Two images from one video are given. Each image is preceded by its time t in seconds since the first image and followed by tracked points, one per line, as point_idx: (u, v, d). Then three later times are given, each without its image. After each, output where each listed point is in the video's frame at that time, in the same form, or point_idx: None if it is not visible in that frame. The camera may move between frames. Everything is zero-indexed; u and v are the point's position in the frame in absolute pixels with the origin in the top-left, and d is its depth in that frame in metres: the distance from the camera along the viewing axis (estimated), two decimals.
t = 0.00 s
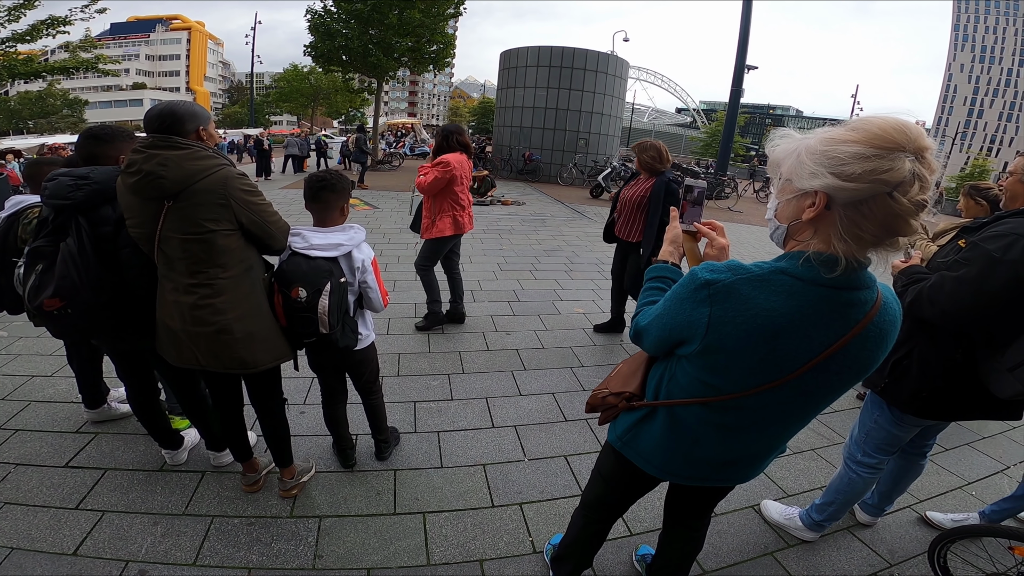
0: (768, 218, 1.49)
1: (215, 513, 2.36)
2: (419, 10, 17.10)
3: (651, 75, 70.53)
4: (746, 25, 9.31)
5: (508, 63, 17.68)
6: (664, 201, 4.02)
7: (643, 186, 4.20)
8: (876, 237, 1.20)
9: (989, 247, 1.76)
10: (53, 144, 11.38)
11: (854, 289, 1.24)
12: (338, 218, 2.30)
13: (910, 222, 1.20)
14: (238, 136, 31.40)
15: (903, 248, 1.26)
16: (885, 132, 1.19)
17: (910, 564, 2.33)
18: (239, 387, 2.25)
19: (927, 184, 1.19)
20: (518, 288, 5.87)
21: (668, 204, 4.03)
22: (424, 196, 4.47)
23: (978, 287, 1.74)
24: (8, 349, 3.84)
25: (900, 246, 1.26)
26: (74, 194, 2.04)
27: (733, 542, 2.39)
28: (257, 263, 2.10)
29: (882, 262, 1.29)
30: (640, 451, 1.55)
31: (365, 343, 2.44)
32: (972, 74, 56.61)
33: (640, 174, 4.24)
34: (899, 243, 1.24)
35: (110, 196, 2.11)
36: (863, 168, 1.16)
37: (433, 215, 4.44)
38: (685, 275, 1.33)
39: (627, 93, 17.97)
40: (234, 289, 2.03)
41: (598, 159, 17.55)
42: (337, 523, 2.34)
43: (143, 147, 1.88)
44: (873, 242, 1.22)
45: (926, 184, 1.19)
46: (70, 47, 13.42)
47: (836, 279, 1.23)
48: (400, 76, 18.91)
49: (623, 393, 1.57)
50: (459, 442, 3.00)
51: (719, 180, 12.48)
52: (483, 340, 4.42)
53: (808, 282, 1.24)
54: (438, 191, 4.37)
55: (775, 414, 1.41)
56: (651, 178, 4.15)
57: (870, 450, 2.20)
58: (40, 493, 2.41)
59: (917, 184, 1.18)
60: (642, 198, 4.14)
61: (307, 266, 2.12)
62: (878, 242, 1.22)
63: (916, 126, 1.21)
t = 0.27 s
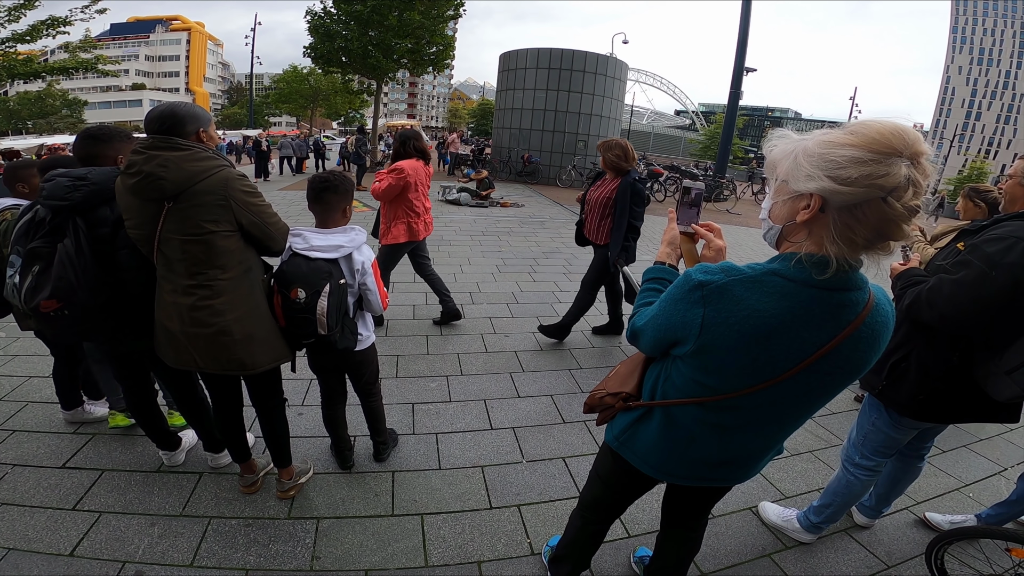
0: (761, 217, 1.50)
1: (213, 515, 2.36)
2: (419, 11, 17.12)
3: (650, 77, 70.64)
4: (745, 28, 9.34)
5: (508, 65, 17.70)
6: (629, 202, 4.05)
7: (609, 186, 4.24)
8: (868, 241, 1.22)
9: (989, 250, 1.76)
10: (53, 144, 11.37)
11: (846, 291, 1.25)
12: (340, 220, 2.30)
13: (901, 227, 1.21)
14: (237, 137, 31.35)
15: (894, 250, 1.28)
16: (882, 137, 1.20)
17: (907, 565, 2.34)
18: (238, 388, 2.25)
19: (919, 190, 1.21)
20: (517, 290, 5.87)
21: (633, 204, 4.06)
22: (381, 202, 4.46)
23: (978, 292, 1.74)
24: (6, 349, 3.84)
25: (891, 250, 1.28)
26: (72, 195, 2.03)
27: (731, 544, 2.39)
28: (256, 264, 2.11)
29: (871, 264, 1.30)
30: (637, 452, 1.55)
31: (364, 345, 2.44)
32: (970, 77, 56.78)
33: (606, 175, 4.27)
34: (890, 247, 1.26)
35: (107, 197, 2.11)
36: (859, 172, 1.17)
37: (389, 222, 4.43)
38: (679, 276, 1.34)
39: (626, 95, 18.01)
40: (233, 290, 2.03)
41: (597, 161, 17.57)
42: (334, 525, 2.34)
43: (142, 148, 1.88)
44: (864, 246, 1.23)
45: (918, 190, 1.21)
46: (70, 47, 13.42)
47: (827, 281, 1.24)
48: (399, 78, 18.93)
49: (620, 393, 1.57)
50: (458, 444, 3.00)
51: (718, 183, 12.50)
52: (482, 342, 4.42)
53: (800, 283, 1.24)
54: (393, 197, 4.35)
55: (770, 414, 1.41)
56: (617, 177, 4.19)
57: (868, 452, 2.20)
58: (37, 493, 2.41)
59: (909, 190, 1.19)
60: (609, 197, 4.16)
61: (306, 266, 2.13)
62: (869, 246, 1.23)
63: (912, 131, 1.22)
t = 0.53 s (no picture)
0: (760, 219, 1.50)
1: (212, 515, 2.35)
2: (419, 12, 17.14)
3: (650, 78, 70.69)
4: (745, 29, 9.36)
5: (508, 66, 17.72)
6: (585, 204, 4.01)
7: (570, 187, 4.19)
8: (866, 241, 1.22)
9: (990, 251, 1.76)
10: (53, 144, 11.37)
11: (845, 291, 1.25)
12: (348, 222, 2.30)
13: (900, 226, 1.21)
14: (237, 137, 31.33)
15: (892, 250, 1.28)
16: (879, 138, 1.20)
17: (906, 566, 2.34)
18: (238, 388, 2.25)
19: (916, 190, 1.21)
20: (516, 291, 5.87)
21: (589, 206, 4.01)
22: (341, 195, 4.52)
23: (978, 294, 1.74)
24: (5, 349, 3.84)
25: (890, 250, 1.28)
26: (74, 196, 2.02)
27: (730, 545, 2.39)
28: (257, 265, 2.11)
29: (870, 265, 1.30)
30: (636, 451, 1.55)
31: (365, 346, 2.45)
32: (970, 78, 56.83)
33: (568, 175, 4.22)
34: (888, 247, 1.26)
35: (110, 198, 2.10)
36: (857, 172, 1.17)
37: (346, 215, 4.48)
38: (679, 276, 1.34)
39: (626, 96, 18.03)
40: (234, 291, 2.03)
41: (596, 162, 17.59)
42: (334, 525, 2.34)
43: (144, 149, 1.88)
44: (863, 246, 1.23)
45: (915, 190, 1.22)
46: (70, 47, 13.44)
47: (826, 281, 1.24)
48: (400, 78, 18.94)
49: (620, 392, 1.57)
50: (457, 444, 3.00)
51: (717, 184, 12.52)
52: (482, 342, 4.42)
53: (800, 283, 1.24)
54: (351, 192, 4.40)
55: (769, 414, 1.41)
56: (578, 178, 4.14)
57: (867, 453, 2.20)
58: (36, 494, 2.41)
59: (906, 189, 1.20)
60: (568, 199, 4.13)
61: (311, 273, 2.12)
62: (867, 246, 1.23)
63: (909, 131, 1.23)
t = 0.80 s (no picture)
0: (760, 220, 1.50)
1: (212, 513, 2.36)
2: (422, 12, 17.16)
3: (653, 80, 70.68)
4: (748, 31, 9.35)
5: (511, 67, 17.73)
6: (544, 200, 4.05)
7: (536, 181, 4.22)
8: (866, 242, 1.22)
9: (992, 255, 1.76)
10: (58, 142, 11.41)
11: (844, 293, 1.26)
12: (355, 224, 2.32)
13: (899, 228, 1.21)
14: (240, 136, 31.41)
15: (892, 252, 1.29)
16: (879, 140, 1.20)
17: (905, 570, 2.33)
18: (239, 386, 2.26)
19: (916, 192, 1.22)
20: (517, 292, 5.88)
21: (548, 203, 4.04)
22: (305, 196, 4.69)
23: (980, 298, 1.74)
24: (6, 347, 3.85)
25: (890, 252, 1.28)
26: (80, 194, 2.03)
27: (729, 547, 2.39)
28: (260, 263, 2.12)
29: (871, 267, 1.30)
30: (636, 452, 1.56)
31: (368, 346, 2.44)
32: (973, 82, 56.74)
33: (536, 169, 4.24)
34: (889, 249, 1.26)
35: (114, 197, 2.12)
36: (857, 173, 1.17)
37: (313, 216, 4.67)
38: (679, 277, 1.34)
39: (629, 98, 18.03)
40: (236, 289, 2.04)
41: (598, 164, 17.59)
42: (333, 524, 2.34)
43: (149, 147, 1.89)
44: (863, 248, 1.23)
45: (914, 192, 1.22)
46: (75, 46, 13.49)
47: (826, 282, 1.25)
48: (403, 79, 18.96)
49: (620, 393, 1.57)
50: (457, 444, 3.01)
51: (719, 185, 12.50)
52: (482, 343, 4.42)
53: (799, 285, 1.25)
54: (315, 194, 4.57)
55: (769, 415, 1.42)
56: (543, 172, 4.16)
57: (867, 456, 2.20)
58: (36, 491, 2.42)
59: (906, 191, 1.20)
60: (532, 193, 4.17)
61: (314, 274, 2.13)
62: (867, 248, 1.23)
63: (909, 133, 1.23)
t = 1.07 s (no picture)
0: (762, 217, 1.50)
1: (212, 509, 2.37)
2: (422, 8, 17.08)
3: (654, 76, 70.51)
4: (750, 27, 9.32)
5: (511, 63, 17.68)
6: (505, 189, 4.10)
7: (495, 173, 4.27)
8: (866, 238, 1.22)
9: (994, 253, 1.76)
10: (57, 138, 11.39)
11: (844, 289, 1.26)
12: (360, 221, 2.32)
13: (899, 224, 1.21)
14: (241, 132, 31.34)
15: (893, 247, 1.29)
16: (877, 137, 1.20)
17: (902, 567, 2.35)
18: (240, 383, 2.27)
19: (916, 188, 1.22)
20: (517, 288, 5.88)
21: (509, 192, 4.09)
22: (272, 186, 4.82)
23: (981, 297, 1.74)
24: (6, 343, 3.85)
25: (889, 248, 1.28)
26: (61, 189, 2.00)
27: (727, 544, 2.40)
28: (261, 259, 2.12)
29: (870, 263, 1.31)
30: (636, 447, 1.56)
31: (369, 343, 2.44)
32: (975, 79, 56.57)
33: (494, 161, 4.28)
34: (888, 246, 1.26)
35: (97, 193, 2.10)
36: (856, 170, 1.17)
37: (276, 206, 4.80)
38: (680, 273, 1.35)
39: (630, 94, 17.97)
40: (237, 285, 2.04)
41: (599, 160, 17.56)
42: (333, 520, 2.35)
43: (149, 145, 1.89)
44: (863, 244, 1.23)
45: (913, 189, 1.22)
46: (74, 42, 13.44)
47: (825, 279, 1.25)
48: (403, 74, 18.88)
49: (621, 388, 1.58)
50: (457, 441, 3.01)
51: (720, 182, 12.48)
52: (482, 339, 4.42)
53: (799, 281, 1.26)
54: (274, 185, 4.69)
55: (768, 411, 1.42)
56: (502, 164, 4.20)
57: (867, 454, 2.21)
58: (36, 488, 2.42)
59: (905, 187, 1.20)
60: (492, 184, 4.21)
61: (315, 267, 2.14)
62: (867, 244, 1.24)
63: (907, 130, 1.23)
